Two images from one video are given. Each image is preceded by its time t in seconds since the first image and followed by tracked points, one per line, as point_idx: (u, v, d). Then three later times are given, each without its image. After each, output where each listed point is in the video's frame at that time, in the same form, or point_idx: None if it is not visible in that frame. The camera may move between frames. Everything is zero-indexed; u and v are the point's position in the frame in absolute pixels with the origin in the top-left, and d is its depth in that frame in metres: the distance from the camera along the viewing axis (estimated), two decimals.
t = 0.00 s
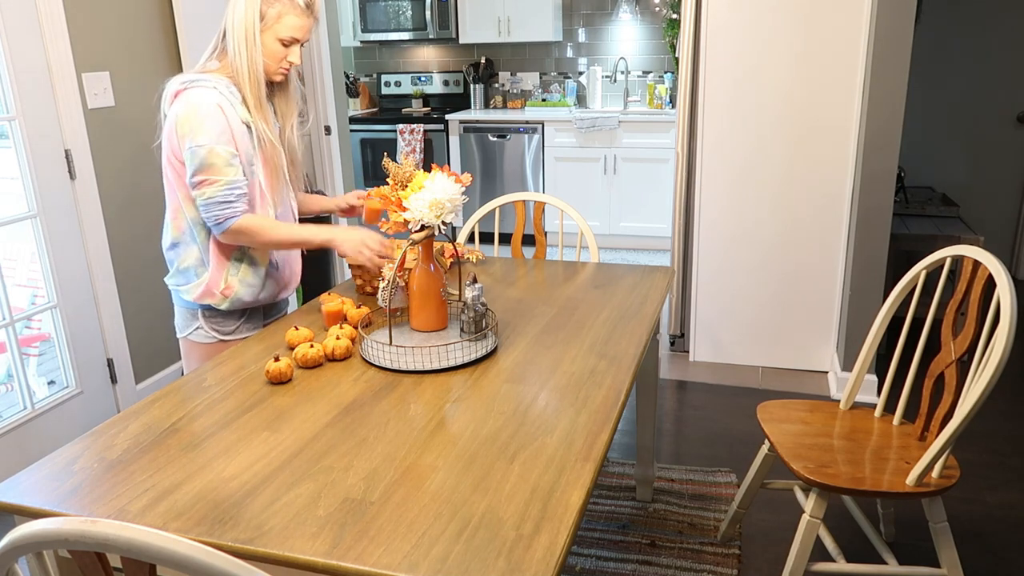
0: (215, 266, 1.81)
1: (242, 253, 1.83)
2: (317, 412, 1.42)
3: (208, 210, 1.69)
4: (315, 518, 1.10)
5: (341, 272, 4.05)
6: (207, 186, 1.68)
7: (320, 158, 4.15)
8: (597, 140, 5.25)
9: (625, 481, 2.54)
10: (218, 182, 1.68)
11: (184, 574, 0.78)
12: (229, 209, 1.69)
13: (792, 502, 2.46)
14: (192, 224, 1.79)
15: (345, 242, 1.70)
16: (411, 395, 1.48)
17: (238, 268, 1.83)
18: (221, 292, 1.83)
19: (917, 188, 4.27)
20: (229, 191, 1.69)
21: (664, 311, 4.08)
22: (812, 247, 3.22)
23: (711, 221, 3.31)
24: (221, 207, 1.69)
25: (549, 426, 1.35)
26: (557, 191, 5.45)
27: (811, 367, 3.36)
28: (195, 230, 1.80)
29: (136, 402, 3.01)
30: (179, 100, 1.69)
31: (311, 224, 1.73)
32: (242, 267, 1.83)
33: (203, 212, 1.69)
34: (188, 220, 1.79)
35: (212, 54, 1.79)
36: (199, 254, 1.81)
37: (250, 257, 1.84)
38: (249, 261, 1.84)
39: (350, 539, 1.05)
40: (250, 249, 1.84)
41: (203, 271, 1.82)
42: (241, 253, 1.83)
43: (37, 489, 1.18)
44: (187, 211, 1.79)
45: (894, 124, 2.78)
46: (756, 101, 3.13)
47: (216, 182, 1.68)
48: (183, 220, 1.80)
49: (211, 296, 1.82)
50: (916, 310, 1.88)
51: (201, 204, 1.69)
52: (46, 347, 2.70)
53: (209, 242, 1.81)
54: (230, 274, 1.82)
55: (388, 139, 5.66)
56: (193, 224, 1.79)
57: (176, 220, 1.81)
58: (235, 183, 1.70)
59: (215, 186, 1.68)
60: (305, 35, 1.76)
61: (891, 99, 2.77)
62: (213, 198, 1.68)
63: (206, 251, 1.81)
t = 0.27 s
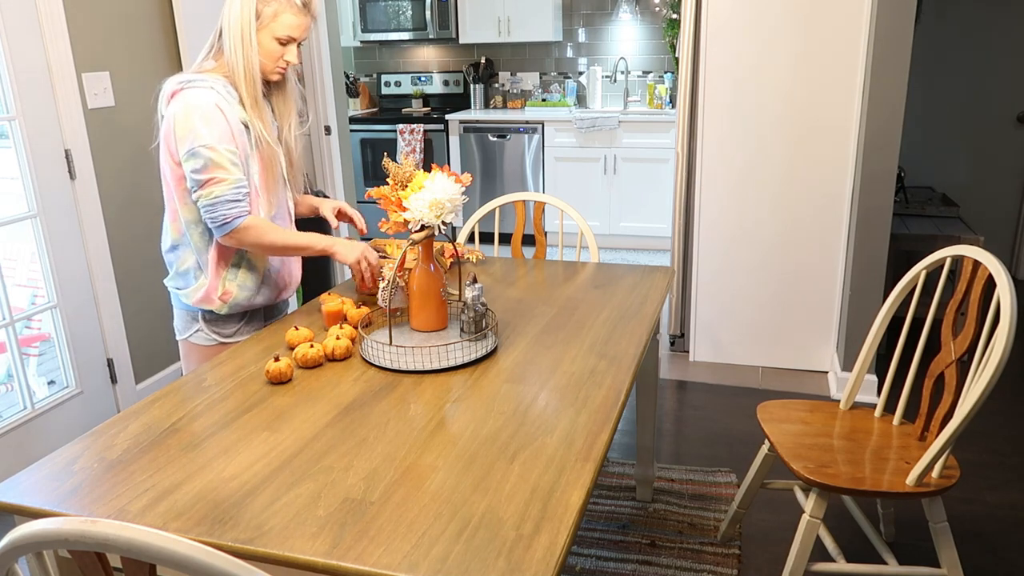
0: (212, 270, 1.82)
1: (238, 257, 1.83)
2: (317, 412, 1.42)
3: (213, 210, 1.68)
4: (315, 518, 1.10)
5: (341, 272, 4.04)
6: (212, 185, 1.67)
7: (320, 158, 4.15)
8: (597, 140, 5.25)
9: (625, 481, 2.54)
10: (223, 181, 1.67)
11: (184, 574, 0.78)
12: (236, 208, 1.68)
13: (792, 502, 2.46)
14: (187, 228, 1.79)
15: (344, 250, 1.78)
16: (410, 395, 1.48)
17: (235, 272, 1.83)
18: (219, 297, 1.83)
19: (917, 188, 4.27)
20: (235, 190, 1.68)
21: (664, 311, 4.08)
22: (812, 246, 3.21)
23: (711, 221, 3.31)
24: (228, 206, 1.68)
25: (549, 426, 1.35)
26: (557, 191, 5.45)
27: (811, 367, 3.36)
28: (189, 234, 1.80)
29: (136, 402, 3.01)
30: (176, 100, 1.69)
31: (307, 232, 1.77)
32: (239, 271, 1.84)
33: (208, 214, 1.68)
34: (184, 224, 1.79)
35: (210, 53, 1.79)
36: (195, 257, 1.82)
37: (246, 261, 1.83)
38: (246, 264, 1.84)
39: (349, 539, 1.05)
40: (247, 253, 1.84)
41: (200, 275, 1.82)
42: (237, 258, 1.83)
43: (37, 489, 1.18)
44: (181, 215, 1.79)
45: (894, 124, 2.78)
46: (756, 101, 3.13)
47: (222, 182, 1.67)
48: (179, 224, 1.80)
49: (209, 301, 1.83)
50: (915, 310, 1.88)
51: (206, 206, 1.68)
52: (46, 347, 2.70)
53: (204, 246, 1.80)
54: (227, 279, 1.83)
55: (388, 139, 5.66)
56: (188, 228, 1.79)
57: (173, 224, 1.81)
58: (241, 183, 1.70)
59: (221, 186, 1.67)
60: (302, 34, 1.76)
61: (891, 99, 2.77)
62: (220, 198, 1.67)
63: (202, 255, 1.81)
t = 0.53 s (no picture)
0: (197, 270, 1.82)
1: (224, 259, 1.83)
2: (317, 412, 1.42)
3: (199, 211, 1.68)
4: (315, 518, 1.10)
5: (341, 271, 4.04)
6: (197, 187, 1.67)
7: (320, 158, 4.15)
8: (597, 140, 5.25)
9: (625, 481, 2.54)
10: (207, 182, 1.68)
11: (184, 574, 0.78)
12: (222, 209, 1.69)
13: (792, 502, 2.46)
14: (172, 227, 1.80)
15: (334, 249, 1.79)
16: (410, 395, 1.48)
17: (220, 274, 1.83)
18: (204, 298, 1.83)
19: (917, 188, 4.27)
20: (220, 190, 1.69)
21: (664, 311, 4.08)
22: (812, 247, 3.21)
23: (711, 221, 3.31)
24: (214, 207, 1.68)
25: (549, 426, 1.35)
26: (557, 191, 5.45)
27: (811, 367, 3.36)
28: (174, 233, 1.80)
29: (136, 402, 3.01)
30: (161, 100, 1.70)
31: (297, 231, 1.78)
32: (224, 271, 1.83)
33: (194, 215, 1.69)
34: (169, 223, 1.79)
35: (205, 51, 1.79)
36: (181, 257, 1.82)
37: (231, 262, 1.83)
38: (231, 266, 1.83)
39: (349, 540, 1.05)
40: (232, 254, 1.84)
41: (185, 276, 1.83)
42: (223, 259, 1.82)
43: (38, 489, 1.18)
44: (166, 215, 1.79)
45: (894, 125, 2.78)
46: (756, 101, 3.13)
47: (206, 182, 1.68)
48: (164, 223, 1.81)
49: (193, 302, 1.83)
50: (915, 310, 1.88)
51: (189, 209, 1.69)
52: (46, 347, 2.70)
53: (189, 246, 1.81)
54: (212, 280, 1.83)
55: (388, 139, 5.65)
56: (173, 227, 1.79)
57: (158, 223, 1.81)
58: (227, 183, 1.70)
59: (205, 187, 1.67)
60: (295, 28, 1.74)
61: (891, 98, 2.77)
62: (205, 199, 1.67)
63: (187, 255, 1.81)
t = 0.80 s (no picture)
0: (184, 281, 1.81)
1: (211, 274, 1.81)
2: (317, 412, 1.42)
3: (140, 213, 1.67)
4: (315, 518, 1.10)
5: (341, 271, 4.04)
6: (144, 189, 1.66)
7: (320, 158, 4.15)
8: (597, 140, 5.25)
9: (625, 481, 2.54)
10: (150, 186, 1.66)
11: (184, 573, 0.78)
12: (155, 216, 1.67)
13: (792, 502, 2.46)
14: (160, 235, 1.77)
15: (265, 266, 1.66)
16: (410, 395, 1.48)
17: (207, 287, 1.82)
18: (190, 308, 1.83)
19: (917, 188, 4.27)
20: (156, 197, 1.67)
21: (664, 311, 4.08)
22: (813, 247, 3.21)
23: (711, 221, 3.31)
24: (147, 212, 1.67)
25: (549, 426, 1.35)
26: (557, 191, 5.45)
27: (811, 367, 3.36)
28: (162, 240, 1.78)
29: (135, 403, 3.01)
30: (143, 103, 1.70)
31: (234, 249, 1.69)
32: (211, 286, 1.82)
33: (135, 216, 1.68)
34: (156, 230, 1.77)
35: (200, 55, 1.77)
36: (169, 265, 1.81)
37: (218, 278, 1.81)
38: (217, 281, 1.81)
39: (349, 539, 1.05)
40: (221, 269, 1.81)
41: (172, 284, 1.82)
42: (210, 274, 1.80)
43: (37, 489, 1.18)
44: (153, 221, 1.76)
45: (894, 125, 2.78)
46: (755, 101, 3.13)
47: (149, 186, 1.66)
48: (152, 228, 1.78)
49: (180, 310, 1.84)
50: (915, 310, 1.88)
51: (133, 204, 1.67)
52: (46, 347, 2.70)
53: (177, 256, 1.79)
54: (199, 291, 1.82)
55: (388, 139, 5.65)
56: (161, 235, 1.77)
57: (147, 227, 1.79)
58: (167, 193, 1.68)
59: (148, 190, 1.66)
60: (285, 28, 1.70)
61: (891, 98, 2.77)
62: (143, 201, 1.66)
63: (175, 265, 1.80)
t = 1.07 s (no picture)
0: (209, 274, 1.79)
1: (240, 270, 1.80)
2: (317, 412, 1.42)
3: (279, 213, 1.58)
4: (315, 518, 1.10)
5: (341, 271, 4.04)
6: (259, 192, 1.58)
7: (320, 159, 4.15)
8: (597, 140, 5.25)
9: (625, 481, 2.54)
10: (266, 184, 1.58)
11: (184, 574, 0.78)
12: (300, 200, 1.58)
13: (792, 502, 2.46)
14: (192, 227, 1.75)
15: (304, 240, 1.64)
16: (410, 395, 1.48)
17: (231, 282, 1.81)
18: (208, 301, 1.82)
19: (917, 188, 4.27)
20: (285, 184, 1.59)
21: (664, 311, 4.08)
22: (812, 247, 3.21)
23: (711, 221, 3.31)
24: (289, 200, 1.58)
25: (549, 426, 1.35)
26: (556, 191, 5.45)
27: (811, 367, 3.36)
28: (193, 233, 1.75)
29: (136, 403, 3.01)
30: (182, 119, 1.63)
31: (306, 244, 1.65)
32: (235, 282, 1.81)
33: (275, 220, 1.59)
34: (190, 223, 1.74)
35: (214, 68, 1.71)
36: (192, 258, 1.78)
37: (245, 274, 1.81)
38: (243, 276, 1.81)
39: (349, 540, 1.05)
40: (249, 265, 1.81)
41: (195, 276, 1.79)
42: (241, 269, 1.80)
43: (37, 489, 1.18)
44: (192, 214, 1.73)
45: (894, 125, 2.78)
46: (755, 101, 3.13)
47: (265, 185, 1.58)
48: (182, 221, 1.75)
49: (197, 301, 1.81)
50: (915, 310, 1.88)
51: (263, 210, 1.58)
52: (46, 347, 2.70)
53: (207, 248, 1.77)
54: (221, 286, 1.80)
55: (387, 139, 5.65)
56: (195, 228, 1.75)
57: (177, 220, 1.75)
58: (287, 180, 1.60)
59: (268, 188, 1.58)
60: (308, 40, 1.68)
61: (890, 97, 2.77)
62: (278, 198, 1.57)
63: (203, 257, 1.78)
